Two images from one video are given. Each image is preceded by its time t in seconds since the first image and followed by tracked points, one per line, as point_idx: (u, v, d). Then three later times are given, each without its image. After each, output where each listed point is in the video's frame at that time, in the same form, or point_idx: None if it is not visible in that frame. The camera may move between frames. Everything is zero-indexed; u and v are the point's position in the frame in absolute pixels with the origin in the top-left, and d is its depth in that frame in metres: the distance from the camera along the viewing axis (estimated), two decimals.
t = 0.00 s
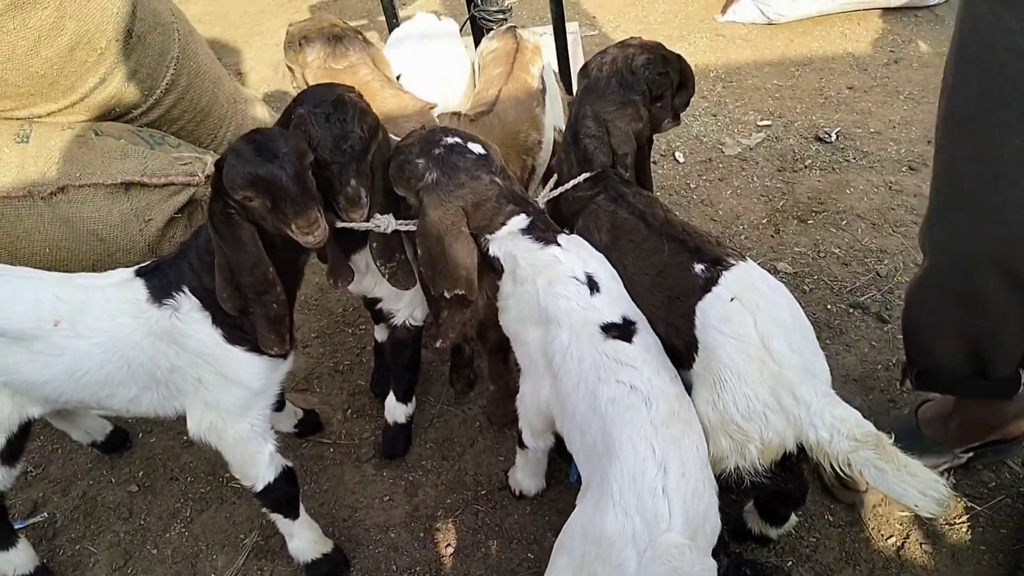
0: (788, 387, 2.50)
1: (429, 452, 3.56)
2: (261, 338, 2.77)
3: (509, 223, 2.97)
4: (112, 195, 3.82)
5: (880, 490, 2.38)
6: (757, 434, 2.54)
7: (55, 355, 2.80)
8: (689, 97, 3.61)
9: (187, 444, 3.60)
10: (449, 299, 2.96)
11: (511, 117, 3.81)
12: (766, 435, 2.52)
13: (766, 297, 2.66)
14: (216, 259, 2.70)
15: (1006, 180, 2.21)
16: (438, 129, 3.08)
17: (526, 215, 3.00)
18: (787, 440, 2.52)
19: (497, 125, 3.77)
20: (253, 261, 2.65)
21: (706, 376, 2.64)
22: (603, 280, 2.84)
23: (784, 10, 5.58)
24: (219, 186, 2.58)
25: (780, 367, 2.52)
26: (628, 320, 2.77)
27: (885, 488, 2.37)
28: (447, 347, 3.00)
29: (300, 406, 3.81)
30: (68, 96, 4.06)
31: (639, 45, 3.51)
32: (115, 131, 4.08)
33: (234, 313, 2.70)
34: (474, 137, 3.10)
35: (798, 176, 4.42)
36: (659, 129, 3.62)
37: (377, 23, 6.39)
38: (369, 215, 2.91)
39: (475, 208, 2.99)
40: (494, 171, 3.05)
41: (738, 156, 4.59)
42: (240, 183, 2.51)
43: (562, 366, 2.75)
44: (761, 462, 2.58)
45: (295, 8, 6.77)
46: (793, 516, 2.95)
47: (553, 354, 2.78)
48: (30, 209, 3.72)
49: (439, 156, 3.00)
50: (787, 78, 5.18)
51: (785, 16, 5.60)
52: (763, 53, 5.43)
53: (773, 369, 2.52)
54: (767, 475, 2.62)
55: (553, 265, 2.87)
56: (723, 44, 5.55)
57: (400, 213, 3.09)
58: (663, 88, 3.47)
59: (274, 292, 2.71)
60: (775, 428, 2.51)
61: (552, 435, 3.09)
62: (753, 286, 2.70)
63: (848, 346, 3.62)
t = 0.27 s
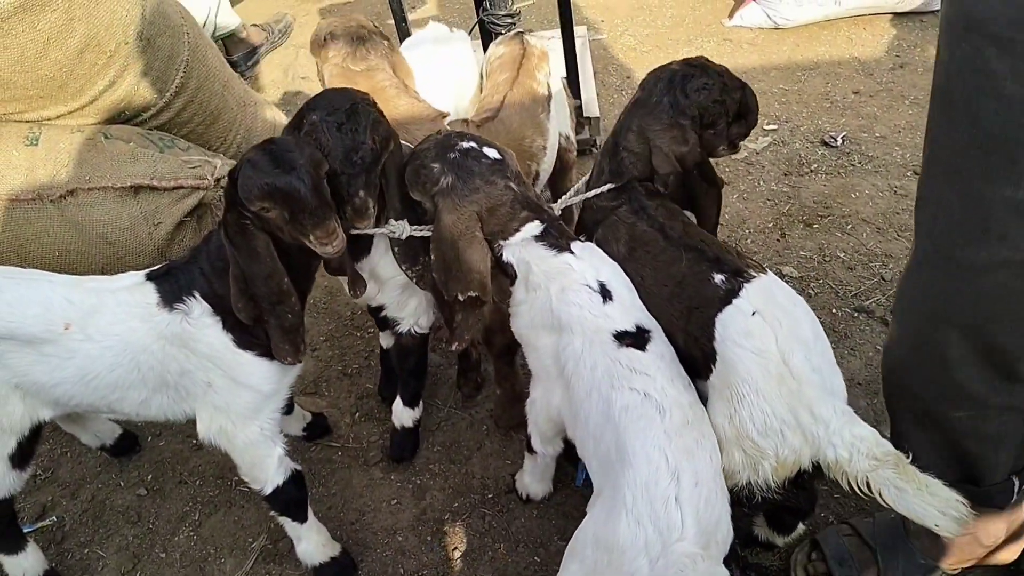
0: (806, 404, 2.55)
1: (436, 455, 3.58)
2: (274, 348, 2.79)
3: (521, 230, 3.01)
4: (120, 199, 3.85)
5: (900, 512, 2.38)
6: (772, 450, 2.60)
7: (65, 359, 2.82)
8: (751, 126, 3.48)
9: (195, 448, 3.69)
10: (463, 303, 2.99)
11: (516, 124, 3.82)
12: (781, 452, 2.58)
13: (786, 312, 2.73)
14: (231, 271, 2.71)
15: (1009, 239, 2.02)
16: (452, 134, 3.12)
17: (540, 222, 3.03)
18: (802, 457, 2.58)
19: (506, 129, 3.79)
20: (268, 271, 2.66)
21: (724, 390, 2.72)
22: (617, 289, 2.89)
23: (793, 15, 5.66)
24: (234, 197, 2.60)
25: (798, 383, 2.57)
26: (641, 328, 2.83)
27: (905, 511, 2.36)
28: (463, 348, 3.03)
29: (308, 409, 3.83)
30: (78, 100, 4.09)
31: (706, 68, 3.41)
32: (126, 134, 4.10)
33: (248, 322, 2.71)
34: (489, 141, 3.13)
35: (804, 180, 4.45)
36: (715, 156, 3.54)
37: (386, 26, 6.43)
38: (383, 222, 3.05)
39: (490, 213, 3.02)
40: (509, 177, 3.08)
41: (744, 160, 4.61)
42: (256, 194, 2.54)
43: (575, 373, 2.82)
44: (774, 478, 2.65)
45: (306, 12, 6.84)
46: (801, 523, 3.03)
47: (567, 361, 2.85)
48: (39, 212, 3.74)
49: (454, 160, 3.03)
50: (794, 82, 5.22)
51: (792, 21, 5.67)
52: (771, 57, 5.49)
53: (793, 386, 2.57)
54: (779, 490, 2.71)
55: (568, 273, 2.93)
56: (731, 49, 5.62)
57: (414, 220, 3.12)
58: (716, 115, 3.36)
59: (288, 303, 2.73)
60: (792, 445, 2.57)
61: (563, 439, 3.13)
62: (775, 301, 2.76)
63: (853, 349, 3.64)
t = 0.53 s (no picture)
0: (822, 413, 2.59)
1: (444, 454, 3.60)
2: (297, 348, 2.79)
3: (537, 227, 3.05)
4: (130, 199, 3.87)
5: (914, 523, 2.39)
6: (785, 459, 2.65)
7: (76, 358, 2.84)
8: (768, 132, 3.48)
9: (203, 447, 3.73)
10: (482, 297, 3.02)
11: (529, 125, 3.85)
12: (796, 460, 2.63)
13: (801, 322, 2.77)
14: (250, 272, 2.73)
15: (966, 253, 2.11)
16: (471, 128, 3.15)
17: (557, 220, 3.07)
18: (815, 466, 2.62)
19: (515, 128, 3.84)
20: (287, 272, 2.68)
21: (737, 397, 2.76)
22: (629, 292, 2.92)
23: (801, 15, 5.74)
24: (253, 199, 2.65)
25: (813, 392, 2.62)
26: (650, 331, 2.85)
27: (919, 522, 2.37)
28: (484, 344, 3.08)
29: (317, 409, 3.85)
30: (88, 99, 4.10)
31: (723, 71, 3.44)
32: (134, 134, 4.13)
33: (270, 324, 2.72)
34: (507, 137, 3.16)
35: (811, 181, 4.49)
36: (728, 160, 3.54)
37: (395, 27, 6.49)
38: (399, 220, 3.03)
39: (507, 208, 3.04)
40: (528, 171, 3.10)
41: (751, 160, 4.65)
42: (275, 195, 2.58)
43: (584, 374, 2.84)
44: (786, 486, 2.70)
45: (316, 12, 6.91)
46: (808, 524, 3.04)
47: (576, 362, 2.88)
48: (49, 212, 3.75)
49: (473, 155, 3.06)
50: (801, 83, 5.30)
51: (799, 21, 5.75)
52: (778, 58, 5.55)
53: (808, 395, 2.62)
54: (791, 497, 2.76)
55: (581, 275, 2.96)
56: (738, 49, 5.68)
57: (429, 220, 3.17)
58: (730, 116, 3.37)
59: (309, 302, 2.74)
60: (806, 454, 2.61)
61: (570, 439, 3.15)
62: (790, 309, 2.81)
63: (859, 350, 3.66)
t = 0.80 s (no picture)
0: (825, 413, 2.60)
1: (451, 455, 3.60)
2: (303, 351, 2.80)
3: (553, 231, 3.03)
4: (140, 198, 3.88)
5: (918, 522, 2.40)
6: (790, 458, 2.66)
7: (86, 358, 2.85)
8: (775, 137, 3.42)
9: (211, 446, 3.74)
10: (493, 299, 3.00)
11: (540, 124, 3.87)
12: (799, 460, 2.64)
13: (808, 322, 2.77)
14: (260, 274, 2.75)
15: (954, 246, 2.14)
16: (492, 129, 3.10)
17: (571, 225, 3.05)
18: (820, 467, 2.63)
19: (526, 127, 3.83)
20: (298, 276, 2.70)
21: (743, 397, 2.77)
22: (637, 295, 2.92)
23: (811, 17, 5.73)
24: (266, 204, 2.65)
25: (818, 391, 2.64)
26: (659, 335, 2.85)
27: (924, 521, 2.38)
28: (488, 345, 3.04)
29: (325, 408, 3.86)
30: (98, 99, 4.12)
31: (725, 73, 3.38)
32: (144, 134, 4.15)
33: (277, 327, 2.75)
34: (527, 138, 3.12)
35: (821, 182, 4.48)
36: (733, 163, 3.50)
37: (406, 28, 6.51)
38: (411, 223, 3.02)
39: (528, 209, 3.00)
40: (548, 172, 3.06)
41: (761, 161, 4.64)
42: (286, 202, 2.57)
43: (592, 378, 2.85)
44: (791, 485, 2.71)
45: (326, 13, 6.93)
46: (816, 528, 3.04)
47: (584, 366, 2.89)
48: (59, 211, 3.77)
49: (496, 155, 3.00)
50: (812, 85, 5.29)
51: (810, 23, 5.75)
52: (789, 60, 5.55)
53: (813, 395, 2.64)
54: (796, 496, 2.78)
55: (590, 278, 2.96)
56: (749, 50, 5.68)
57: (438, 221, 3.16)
58: (731, 119, 3.31)
59: (319, 304, 2.75)
60: (809, 453, 2.62)
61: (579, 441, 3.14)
62: (798, 308, 2.81)
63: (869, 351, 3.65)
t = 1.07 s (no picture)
0: (830, 413, 2.61)
1: (460, 455, 3.60)
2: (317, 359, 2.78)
3: (566, 234, 3.01)
4: (150, 198, 3.89)
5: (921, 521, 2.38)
6: (795, 458, 2.66)
7: (95, 358, 2.87)
8: (778, 145, 3.30)
9: (221, 446, 3.74)
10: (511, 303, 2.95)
11: (553, 120, 3.87)
12: (804, 460, 2.65)
13: (813, 323, 2.78)
14: (274, 279, 2.74)
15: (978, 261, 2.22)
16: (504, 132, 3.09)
17: (584, 227, 3.03)
18: (824, 466, 2.63)
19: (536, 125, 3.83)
20: (312, 282, 2.69)
21: (748, 396, 2.78)
22: (646, 297, 2.92)
23: (821, 18, 5.74)
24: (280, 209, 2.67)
25: (822, 392, 2.64)
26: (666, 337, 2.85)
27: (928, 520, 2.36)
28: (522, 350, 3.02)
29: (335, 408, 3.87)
30: (108, 99, 4.14)
31: (717, 84, 3.33)
32: (154, 134, 4.16)
33: (292, 332, 2.74)
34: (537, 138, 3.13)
35: (831, 183, 4.48)
36: (741, 172, 3.44)
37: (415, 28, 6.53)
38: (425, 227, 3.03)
39: (548, 208, 2.97)
40: (563, 172, 3.07)
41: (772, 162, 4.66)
42: (302, 207, 2.59)
43: (598, 380, 2.84)
44: (796, 486, 2.71)
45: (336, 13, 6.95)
46: (824, 529, 3.02)
47: (591, 367, 2.89)
48: (69, 210, 3.78)
49: (513, 157, 2.99)
50: (822, 85, 5.30)
51: (820, 24, 5.76)
52: (799, 60, 5.56)
53: (818, 395, 2.64)
54: (801, 498, 2.77)
55: (599, 280, 2.96)
56: (758, 51, 5.69)
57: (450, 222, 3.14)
58: (716, 132, 3.29)
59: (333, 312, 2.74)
60: (814, 453, 2.62)
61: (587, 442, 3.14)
62: (803, 309, 2.81)
63: (878, 352, 3.64)
